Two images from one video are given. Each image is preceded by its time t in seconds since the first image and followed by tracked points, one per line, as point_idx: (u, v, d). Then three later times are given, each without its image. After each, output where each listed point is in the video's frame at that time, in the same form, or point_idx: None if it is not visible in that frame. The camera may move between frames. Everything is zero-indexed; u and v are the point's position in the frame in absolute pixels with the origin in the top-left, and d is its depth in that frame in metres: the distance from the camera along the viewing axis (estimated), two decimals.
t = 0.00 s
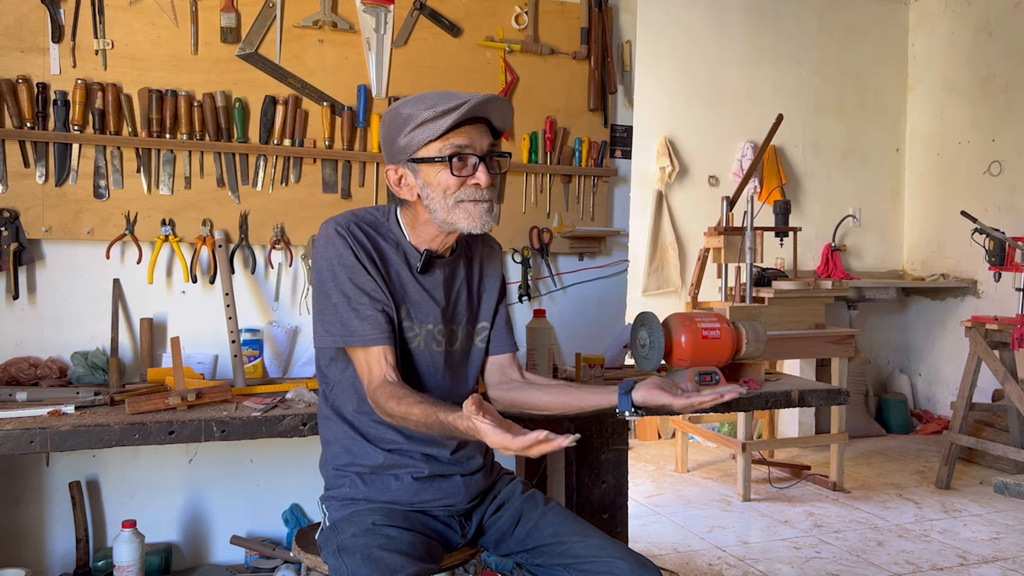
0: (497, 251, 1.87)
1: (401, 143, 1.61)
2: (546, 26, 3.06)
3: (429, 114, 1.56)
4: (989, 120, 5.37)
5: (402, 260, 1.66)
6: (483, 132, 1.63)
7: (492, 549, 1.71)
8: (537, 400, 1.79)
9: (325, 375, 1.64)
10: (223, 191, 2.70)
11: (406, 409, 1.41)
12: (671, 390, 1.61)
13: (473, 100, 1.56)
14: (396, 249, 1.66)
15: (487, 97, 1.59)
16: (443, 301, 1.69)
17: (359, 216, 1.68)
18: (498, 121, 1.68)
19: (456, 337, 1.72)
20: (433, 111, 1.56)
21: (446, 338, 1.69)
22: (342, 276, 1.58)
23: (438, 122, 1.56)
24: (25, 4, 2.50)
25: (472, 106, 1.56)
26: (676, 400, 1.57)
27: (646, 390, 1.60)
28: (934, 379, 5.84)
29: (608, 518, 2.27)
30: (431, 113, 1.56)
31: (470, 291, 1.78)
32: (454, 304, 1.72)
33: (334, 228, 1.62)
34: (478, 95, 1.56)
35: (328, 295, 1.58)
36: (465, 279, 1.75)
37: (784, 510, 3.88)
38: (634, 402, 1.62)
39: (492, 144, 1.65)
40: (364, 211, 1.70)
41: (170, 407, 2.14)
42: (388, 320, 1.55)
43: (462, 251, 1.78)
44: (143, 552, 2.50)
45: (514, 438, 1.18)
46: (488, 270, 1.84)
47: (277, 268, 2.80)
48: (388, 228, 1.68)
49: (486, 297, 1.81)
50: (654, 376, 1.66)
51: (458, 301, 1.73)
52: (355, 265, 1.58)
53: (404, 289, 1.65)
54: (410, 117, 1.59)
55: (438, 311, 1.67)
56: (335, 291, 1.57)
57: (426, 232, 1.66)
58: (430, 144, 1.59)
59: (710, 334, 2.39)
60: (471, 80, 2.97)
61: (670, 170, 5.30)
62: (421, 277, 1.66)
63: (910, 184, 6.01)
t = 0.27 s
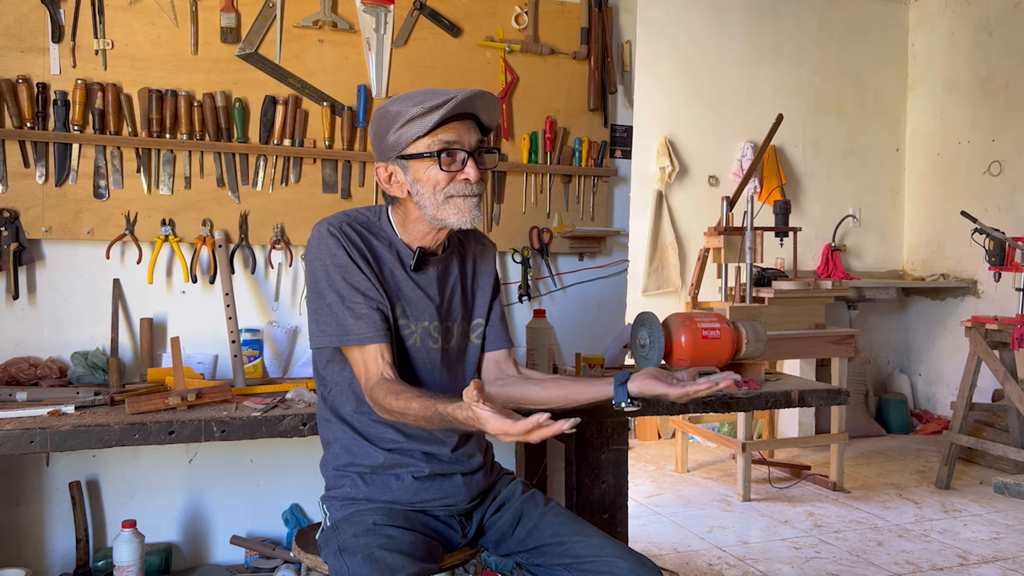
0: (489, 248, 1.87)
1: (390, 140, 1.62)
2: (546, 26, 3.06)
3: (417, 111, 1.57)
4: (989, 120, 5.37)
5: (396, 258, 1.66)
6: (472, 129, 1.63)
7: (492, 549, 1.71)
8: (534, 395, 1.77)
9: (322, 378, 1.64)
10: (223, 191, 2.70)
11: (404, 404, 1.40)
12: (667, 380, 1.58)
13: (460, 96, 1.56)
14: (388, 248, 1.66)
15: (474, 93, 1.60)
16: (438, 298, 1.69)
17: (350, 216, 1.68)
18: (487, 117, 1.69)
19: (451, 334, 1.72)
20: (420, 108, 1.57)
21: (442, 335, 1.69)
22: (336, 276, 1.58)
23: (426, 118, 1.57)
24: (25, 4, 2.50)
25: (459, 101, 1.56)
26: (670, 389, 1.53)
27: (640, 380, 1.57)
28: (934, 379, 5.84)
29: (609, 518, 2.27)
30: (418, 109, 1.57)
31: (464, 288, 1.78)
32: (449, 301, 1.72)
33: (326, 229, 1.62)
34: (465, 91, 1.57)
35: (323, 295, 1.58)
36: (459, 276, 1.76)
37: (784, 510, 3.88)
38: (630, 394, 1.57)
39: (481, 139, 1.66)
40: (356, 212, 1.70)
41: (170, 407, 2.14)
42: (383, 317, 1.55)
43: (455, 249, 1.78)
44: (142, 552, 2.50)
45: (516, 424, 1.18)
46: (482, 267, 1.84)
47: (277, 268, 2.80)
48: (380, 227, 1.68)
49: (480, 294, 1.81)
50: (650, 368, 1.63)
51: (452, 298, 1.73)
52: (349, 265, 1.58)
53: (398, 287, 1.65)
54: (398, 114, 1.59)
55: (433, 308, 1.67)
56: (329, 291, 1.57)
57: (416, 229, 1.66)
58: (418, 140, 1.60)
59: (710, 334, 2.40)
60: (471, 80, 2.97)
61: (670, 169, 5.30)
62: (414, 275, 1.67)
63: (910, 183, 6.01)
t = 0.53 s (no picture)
0: (485, 247, 1.87)
1: (383, 140, 1.63)
2: (546, 26, 3.06)
3: (409, 110, 1.58)
4: (989, 120, 5.37)
5: (391, 258, 1.66)
6: (464, 127, 1.64)
7: (492, 549, 1.71)
8: (532, 392, 1.78)
9: (321, 379, 1.65)
10: (223, 191, 2.70)
11: (402, 402, 1.40)
12: (662, 374, 1.62)
13: (451, 95, 1.57)
14: (384, 247, 1.67)
15: (466, 92, 1.60)
16: (434, 297, 1.69)
17: (345, 217, 1.69)
18: (480, 115, 1.69)
19: (449, 333, 1.72)
20: (412, 107, 1.57)
21: (439, 334, 1.69)
22: (331, 277, 1.58)
23: (418, 117, 1.58)
24: (25, 4, 2.50)
25: (450, 101, 1.57)
26: (666, 382, 1.54)
27: (637, 375, 1.60)
28: (934, 379, 5.84)
29: (609, 518, 2.27)
30: (411, 108, 1.58)
31: (460, 286, 1.78)
32: (445, 300, 1.72)
33: (321, 230, 1.62)
34: (456, 89, 1.57)
35: (319, 296, 1.58)
36: (455, 274, 1.76)
37: (784, 510, 3.88)
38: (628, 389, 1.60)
39: (473, 137, 1.66)
40: (351, 212, 1.70)
41: (170, 407, 2.14)
42: (380, 317, 1.55)
43: (450, 248, 1.78)
44: (143, 552, 2.50)
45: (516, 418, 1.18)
46: (478, 266, 1.84)
47: (277, 268, 2.80)
48: (376, 228, 1.69)
49: (476, 292, 1.82)
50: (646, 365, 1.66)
51: (449, 297, 1.73)
52: (344, 265, 1.59)
53: (394, 286, 1.65)
54: (391, 113, 1.60)
55: (430, 306, 1.67)
56: (325, 291, 1.57)
57: (410, 228, 1.67)
58: (411, 140, 1.60)
59: (710, 334, 2.40)
60: (471, 80, 2.97)
61: (670, 169, 5.30)
62: (411, 274, 1.67)
63: (910, 183, 6.01)
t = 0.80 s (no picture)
0: (483, 247, 1.88)
1: (380, 140, 1.63)
2: (546, 26, 3.06)
3: (406, 110, 1.58)
4: (989, 120, 5.37)
5: (389, 258, 1.66)
6: (461, 126, 1.64)
7: (492, 549, 1.71)
8: (530, 391, 1.77)
9: (320, 379, 1.65)
10: (223, 191, 2.70)
11: (401, 401, 1.40)
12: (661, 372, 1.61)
13: (448, 95, 1.57)
14: (381, 247, 1.67)
15: (462, 91, 1.60)
16: (432, 296, 1.69)
17: (343, 218, 1.69)
18: (476, 114, 1.69)
19: (447, 332, 1.72)
20: (409, 107, 1.58)
21: (437, 333, 1.69)
22: (329, 277, 1.58)
23: (415, 117, 1.58)
24: (25, 4, 2.50)
25: (447, 100, 1.57)
26: (664, 381, 1.53)
27: (635, 373, 1.60)
28: (934, 379, 5.84)
29: (609, 518, 2.27)
30: (408, 108, 1.58)
31: (458, 286, 1.78)
32: (443, 300, 1.72)
33: (318, 231, 1.62)
34: (453, 89, 1.58)
35: (317, 297, 1.58)
36: (453, 274, 1.76)
37: (784, 510, 3.88)
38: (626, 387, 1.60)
39: (470, 136, 1.66)
40: (348, 213, 1.71)
41: (170, 407, 2.14)
42: (378, 316, 1.55)
43: (448, 247, 1.78)
44: (143, 552, 2.50)
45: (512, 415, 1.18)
46: (476, 265, 1.84)
47: (277, 268, 2.80)
48: (373, 228, 1.69)
49: (474, 292, 1.82)
50: (643, 363, 1.65)
51: (447, 296, 1.73)
52: (342, 265, 1.59)
53: (392, 286, 1.65)
54: (388, 113, 1.60)
55: (428, 306, 1.67)
56: (323, 291, 1.57)
57: (408, 227, 1.67)
58: (408, 140, 1.61)
59: (710, 334, 2.40)
60: (471, 80, 2.97)
61: (670, 170, 5.30)
62: (408, 274, 1.67)
63: (910, 183, 6.01)
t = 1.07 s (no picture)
0: (482, 247, 1.88)
1: (379, 139, 1.63)
2: (546, 26, 3.06)
3: (405, 109, 1.58)
4: (989, 120, 5.37)
5: (388, 257, 1.66)
6: (460, 126, 1.64)
7: (492, 549, 1.71)
8: (530, 390, 1.77)
9: (320, 379, 1.65)
10: (223, 191, 2.70)
11: (400, 400, 1.40)
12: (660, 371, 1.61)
13: (447, 94, 1.57)
14: (381, 247, 1.67)
15: (462, 90, 1.61)
16: (431, 296, 1.69)
17: (342, 218, 1.69)
18: (476, 113, 1.70)
19: (446, 331, 1.72)
20: (408, 106, 1.58)
21: (437, 333, 1.69)
22: (328, 276, 1.58)
23: (414, 116, 1.58)
24: (25, 4, 2.50)
25: (446, 99, 1.57)
26: (664, 380, 1.52)
27: (634, 372, 1.59)
28: (934, 379, 5.84)
29: (609, 518, 2.27)
30: (407, 107, 1.58)
31: (457, 285, 1.78)
32: (442, 299, 1.73)
33: (317, 230, 1.62)
34: (452, 88, 1.58)
35: (316, 296, 1.58)
36: (452, 273, 1.76)
37: (784, 510, 3.88)
38: (624, 385, 1.59)
39: (469, 135, 1.67)
40: (347, 213, 1.71)
41: (170, 407, 2.14)
42: (377, 316, 1.55)
43: (447, 248, 1.78)
44: (143, 552, 2.50)
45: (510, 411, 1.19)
46: (475, 265, 1.85)
47: (277, 268, 2.80)
48: (372, 228, 1.69)
49: (473, 291, 1.82)
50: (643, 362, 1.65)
51: (446, 296, 1.73)
52: (341, 264, 1.59)
53: (391, 286, 1.65)
54: (387, 112, 1.60)
55: (427, 306, 1.67)
56: (322, 291, 1.57)
57: (407, 227, 1.67)
58: (406, 138, 1.61)
59: (710, 334, 2.40)
60: (471, 80, 2.97)
61: (670, 169, 5.30)
62: (408, 273, 1.67)
63: (910, 183, 6.01)
